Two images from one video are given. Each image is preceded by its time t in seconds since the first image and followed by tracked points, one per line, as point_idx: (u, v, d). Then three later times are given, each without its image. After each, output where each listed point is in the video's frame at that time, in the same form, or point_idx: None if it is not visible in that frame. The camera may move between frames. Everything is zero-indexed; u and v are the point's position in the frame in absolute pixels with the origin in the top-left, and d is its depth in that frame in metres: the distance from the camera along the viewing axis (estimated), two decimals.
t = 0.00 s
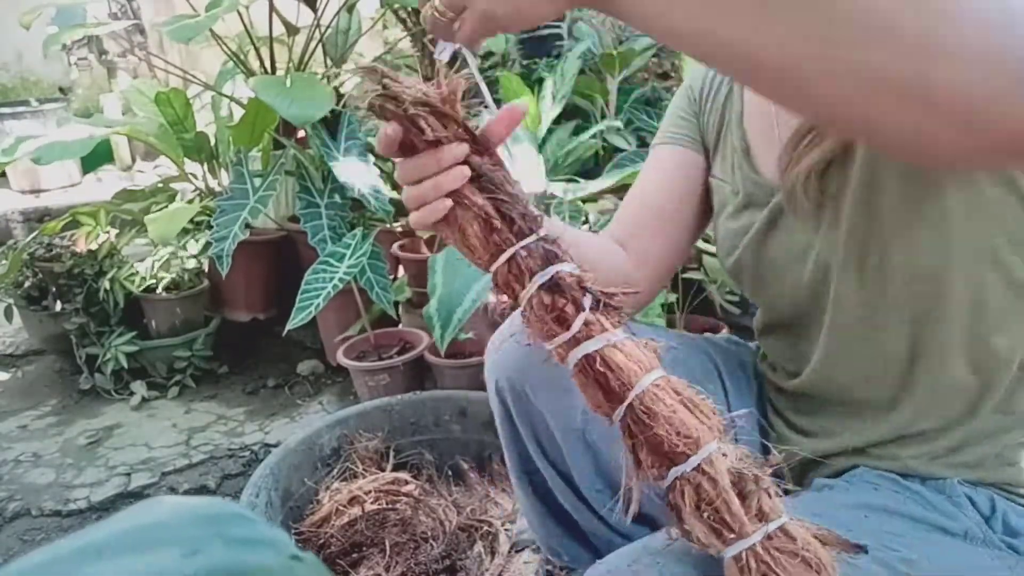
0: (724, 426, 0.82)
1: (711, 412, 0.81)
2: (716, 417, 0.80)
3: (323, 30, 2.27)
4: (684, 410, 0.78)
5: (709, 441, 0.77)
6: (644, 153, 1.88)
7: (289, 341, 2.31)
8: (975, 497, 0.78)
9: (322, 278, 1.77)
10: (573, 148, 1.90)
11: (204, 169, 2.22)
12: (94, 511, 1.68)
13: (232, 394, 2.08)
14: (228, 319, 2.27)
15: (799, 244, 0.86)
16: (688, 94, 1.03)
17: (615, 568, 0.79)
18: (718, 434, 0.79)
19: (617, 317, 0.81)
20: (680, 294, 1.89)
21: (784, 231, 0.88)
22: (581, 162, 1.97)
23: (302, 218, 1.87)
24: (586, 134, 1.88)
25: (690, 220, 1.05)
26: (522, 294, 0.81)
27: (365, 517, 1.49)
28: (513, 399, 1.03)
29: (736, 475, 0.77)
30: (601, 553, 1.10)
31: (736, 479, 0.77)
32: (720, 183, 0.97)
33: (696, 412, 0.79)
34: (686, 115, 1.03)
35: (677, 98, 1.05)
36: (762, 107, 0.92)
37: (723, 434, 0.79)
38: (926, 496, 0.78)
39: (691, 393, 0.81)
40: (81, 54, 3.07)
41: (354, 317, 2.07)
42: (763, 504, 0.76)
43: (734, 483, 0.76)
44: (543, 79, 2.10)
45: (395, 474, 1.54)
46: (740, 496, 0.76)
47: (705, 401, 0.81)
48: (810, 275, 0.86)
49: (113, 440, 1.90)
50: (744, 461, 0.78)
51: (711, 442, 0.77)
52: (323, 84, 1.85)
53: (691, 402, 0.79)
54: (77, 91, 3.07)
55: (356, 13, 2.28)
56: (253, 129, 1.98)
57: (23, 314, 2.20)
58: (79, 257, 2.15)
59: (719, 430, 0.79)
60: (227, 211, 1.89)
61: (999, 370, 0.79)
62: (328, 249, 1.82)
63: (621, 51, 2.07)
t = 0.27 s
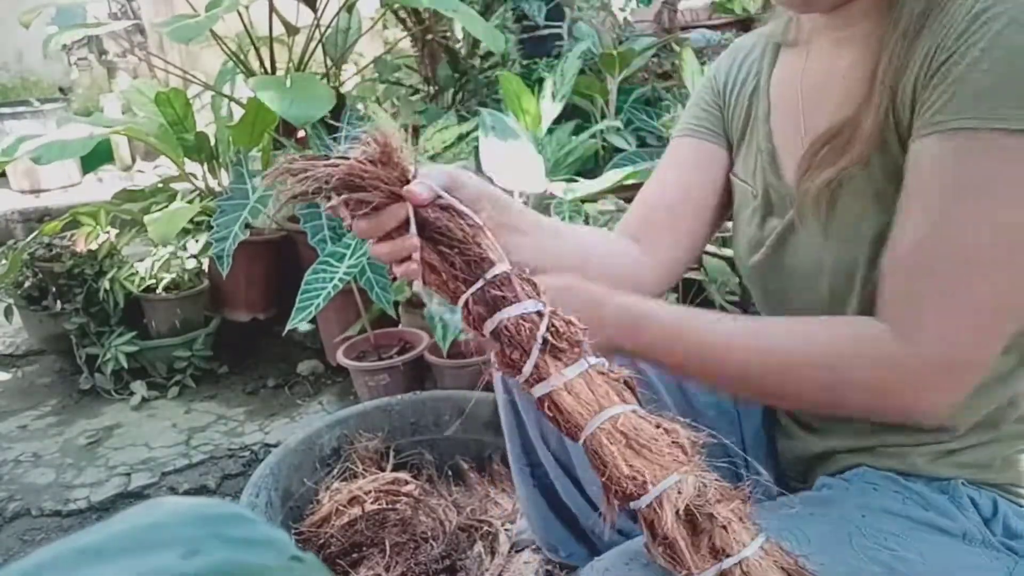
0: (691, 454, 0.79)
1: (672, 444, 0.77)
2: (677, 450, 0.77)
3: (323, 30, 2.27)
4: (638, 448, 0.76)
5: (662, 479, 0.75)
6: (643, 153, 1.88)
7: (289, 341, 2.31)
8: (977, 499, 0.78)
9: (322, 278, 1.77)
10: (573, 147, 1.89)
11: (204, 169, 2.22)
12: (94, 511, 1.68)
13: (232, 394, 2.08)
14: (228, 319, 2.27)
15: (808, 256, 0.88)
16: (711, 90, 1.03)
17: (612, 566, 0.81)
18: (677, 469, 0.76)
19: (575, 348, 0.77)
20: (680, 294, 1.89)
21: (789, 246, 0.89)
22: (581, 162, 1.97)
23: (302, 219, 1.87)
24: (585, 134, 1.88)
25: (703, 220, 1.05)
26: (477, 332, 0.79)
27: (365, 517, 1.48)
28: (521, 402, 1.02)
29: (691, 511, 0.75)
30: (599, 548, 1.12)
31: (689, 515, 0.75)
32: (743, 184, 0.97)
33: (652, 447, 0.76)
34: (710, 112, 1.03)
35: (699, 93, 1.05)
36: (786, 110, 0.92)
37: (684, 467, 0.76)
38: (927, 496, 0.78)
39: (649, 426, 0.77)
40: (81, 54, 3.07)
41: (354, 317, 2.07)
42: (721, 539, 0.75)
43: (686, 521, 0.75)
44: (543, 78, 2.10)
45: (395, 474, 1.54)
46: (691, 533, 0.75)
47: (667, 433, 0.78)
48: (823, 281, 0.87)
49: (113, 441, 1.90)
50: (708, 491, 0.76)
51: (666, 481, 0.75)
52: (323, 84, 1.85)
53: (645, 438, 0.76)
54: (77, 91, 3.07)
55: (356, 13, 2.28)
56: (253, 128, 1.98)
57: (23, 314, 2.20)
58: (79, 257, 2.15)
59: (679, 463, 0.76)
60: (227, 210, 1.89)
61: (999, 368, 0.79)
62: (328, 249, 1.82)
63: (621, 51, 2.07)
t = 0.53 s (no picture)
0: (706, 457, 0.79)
1: (684, 446, 0.78)
2: (688, 452, 0.78)
3: (323, 30, 2.27)
4: (649, 448, 0.77)
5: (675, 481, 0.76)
6: (643, 153, 1.88)
7: (289, 341, 2.31)
8: (979, 497, 0.78)
9: (322, 278, 1.77)
10: (573, 147, 1.89)
11: (204, 169, 2.22)
12: (94, 511, 1.68)
13: (232, 394, 2.08)
14: (228, 319, 2.27)
15: (814, 253, 0.87)
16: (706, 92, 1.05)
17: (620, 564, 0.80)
18: (688, 470, 0.76)
19: (585, 350, 0.81)
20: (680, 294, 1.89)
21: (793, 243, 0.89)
22: (581, 162, 1.97)
23: (302, 219, 1.86)
24: (586, 134, 1.88)
25: (703, 217, 1.05)
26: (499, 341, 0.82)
27: (365, 517, 1.49)
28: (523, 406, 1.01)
29: (703, 513, 0.75)
30: (601, 542, 1.12)
31: (701, 517, 0.75)
32: (739, 182, 0.97)
33: (662, 449, 0.77)
34: (707, 115, 1.04)
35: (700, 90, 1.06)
36: (781, 109, 0.92)
37: (695, 468, 0.77)
38: (929, 495, 0.78)
39: (661, 429, 0.78)
40: (81, 54, 3.07)
41: (354, 317, 2.07)
42: (734, 541, 0.74)
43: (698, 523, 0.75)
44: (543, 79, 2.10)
45: (395, 474, 1.54)
46: (703, 535, 0.75)
47: (680, 435, 0.79)
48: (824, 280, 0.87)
49: (113, 440, 1.90)
50: (721, 494, 0.76)
51: (676, 482, 0.75)
52: (323, 84, 1.85)
53: (656, 439, 0.77)
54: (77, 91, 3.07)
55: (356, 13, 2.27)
56: (253, 129, 1.98)
57: (23, 314, 2.20)
58: (79, 257, 2.15)
59: (691, 466, 0.77)
60: (227, 210, 1.89)
61: (997, 365, 0.79)
62: (328, 249, 1.82)
63: (621, 50, 2.07)
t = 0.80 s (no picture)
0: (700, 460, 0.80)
1: (678, 452, 0.78)
2: (682, 458, 0.78)
3: (323, 30, 2.27)
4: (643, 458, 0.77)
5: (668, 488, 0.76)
6: (643, 153, 1.88)
7: (289, 341, 2.31)
8: (978, 498, 0.78)
9: (322, 278, 1.77)
10: (573, 147, 1.89)
11: (204, 169, 2.22)
12: (94, 511, 1.68)
13: (232, 394, 2.08)
14: (228, 319, 2.27)
15: (816, 256, 0.87)
16: (710, 88, 1.04)
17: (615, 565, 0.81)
18: (683, 477, 0.77)
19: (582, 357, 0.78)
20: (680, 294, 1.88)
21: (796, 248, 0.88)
22: (581, 162, 1.97)
23: (303, 220, 1.87)
24: (586, 134, 1.88)
25: (707, 214, 1.05)
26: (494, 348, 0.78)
27: (365, 517, 1.49)
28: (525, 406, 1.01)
29: (697, 519, 0.76)
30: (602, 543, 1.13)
31: (695, 523, 0.76)
32: (744, 180, 0.97)
33: (656, 457, 0.77)
34: (711, 112, 1.04)
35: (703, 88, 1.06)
36: (785, 108, 0.93)
37: (690, 475, 0.77)
38: (928, 496, 0.78)
39: (655, 437, 0.78)
40: (81, 54, 3.07)
41: (354, 317, 2.07)
42: (728, 549, 0.75)
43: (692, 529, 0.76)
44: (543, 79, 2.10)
45: (395, 474, 1.54)
46: (697, 540, 0.76)
47: (675, 441, 0.79)
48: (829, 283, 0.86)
49: (113, 440, 1.90)
50: (716, 500, 0.77)
51: (670, 490, 0.76)
52: (322, 84, 1.85)
53: (652, 446, 0.77)
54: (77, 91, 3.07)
55: (356, 13, 2.27)
56: (254, 129, 1.98)
57: (23, 314, 2.20)
58: (79, 257, 2.14)
59: (686, 472, 0.77)
60: (227, 211, 1.89)
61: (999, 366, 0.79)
62: (328, 249, 1.82)
63: (621, 50, 2.07)
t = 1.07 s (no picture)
0: (692, 478, 0.79)
1: (662, 474, 0.78)
2: (666, 480, 0.77)
3: (323, 29, 2.27)
4: (625, 478, 0.77)
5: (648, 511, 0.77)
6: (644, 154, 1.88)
7: (289, 341, 2.31)
8: (976, 498, 0.78)
9: (322, 278, 1.77)
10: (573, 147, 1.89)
11: (204, 169, 2.22)
12: (94, 511, 1.68)
13: (232, 394, 2.08)
14: (228, 319, 2.27)
15: (825, 249, 0.86)
16: (736, 29, 1.04)
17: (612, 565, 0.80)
18: (667, 500, 0.76)
19: (565, 377, 0.81)
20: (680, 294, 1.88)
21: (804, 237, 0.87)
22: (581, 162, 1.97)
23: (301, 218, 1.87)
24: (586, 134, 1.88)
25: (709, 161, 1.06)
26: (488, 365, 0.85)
27: (365, 517, 1.48)
28: (506, 443, 0.98)
29: (681, 541, 0.76)
30: None
31: (678, 546, 0.76)
32: (767, 149, 0.94)
33: (637, 478, 0.77)
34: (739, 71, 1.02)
35: (715, 27, 1.06)
36: (819, 82, 0.90)
37: (673, 498, 0.77)
38: (926, 496, 0.78)
39: (640, 457, 0.78)
40: (81, 54, 3.07)
41: (354, 317, 2.07)
42: (713, 567, 0.74)
43: (675, 552, 0.76)
44: (543, 79, 2.10)
45: (395, 474, 1.54)
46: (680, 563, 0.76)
47: (660, 461, 0.78)
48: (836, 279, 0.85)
49: (113, 441, 1.90)
50: (702, 525, 0.76)
51: (648, 513, 0.76)
52: (322, 84, 1.84)
53: (634, 470, 0.77)
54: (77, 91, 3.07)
55: (356, 13, 2.27)
56: (254, 129, 1.98)
57: (23, 314, 2.20)
58: (79, 257, 2.14)
59: (672, 493, 0.77)
60: (227, 211, 1.89)
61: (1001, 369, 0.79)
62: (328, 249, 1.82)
63: (621, 51, 2.07)
